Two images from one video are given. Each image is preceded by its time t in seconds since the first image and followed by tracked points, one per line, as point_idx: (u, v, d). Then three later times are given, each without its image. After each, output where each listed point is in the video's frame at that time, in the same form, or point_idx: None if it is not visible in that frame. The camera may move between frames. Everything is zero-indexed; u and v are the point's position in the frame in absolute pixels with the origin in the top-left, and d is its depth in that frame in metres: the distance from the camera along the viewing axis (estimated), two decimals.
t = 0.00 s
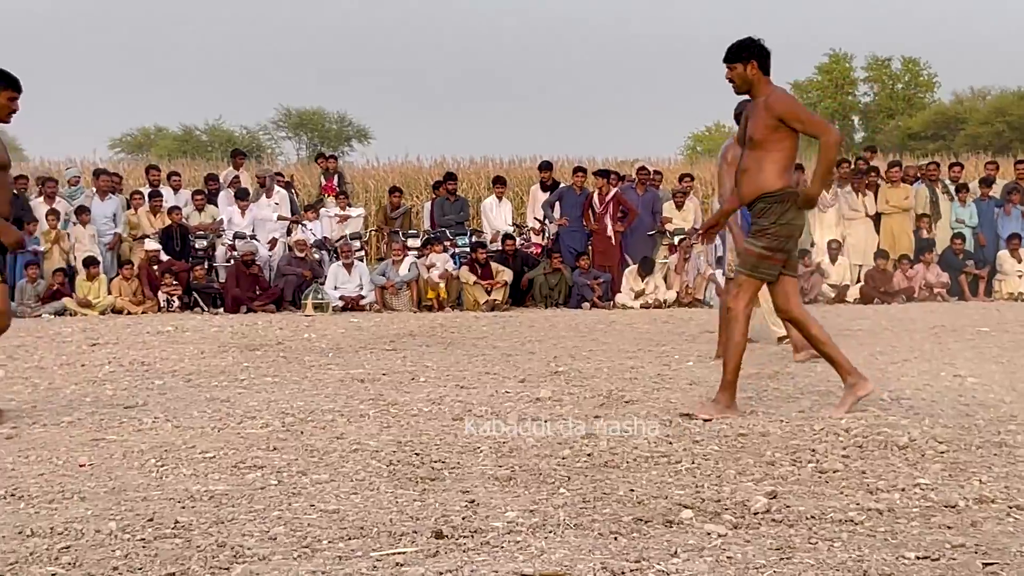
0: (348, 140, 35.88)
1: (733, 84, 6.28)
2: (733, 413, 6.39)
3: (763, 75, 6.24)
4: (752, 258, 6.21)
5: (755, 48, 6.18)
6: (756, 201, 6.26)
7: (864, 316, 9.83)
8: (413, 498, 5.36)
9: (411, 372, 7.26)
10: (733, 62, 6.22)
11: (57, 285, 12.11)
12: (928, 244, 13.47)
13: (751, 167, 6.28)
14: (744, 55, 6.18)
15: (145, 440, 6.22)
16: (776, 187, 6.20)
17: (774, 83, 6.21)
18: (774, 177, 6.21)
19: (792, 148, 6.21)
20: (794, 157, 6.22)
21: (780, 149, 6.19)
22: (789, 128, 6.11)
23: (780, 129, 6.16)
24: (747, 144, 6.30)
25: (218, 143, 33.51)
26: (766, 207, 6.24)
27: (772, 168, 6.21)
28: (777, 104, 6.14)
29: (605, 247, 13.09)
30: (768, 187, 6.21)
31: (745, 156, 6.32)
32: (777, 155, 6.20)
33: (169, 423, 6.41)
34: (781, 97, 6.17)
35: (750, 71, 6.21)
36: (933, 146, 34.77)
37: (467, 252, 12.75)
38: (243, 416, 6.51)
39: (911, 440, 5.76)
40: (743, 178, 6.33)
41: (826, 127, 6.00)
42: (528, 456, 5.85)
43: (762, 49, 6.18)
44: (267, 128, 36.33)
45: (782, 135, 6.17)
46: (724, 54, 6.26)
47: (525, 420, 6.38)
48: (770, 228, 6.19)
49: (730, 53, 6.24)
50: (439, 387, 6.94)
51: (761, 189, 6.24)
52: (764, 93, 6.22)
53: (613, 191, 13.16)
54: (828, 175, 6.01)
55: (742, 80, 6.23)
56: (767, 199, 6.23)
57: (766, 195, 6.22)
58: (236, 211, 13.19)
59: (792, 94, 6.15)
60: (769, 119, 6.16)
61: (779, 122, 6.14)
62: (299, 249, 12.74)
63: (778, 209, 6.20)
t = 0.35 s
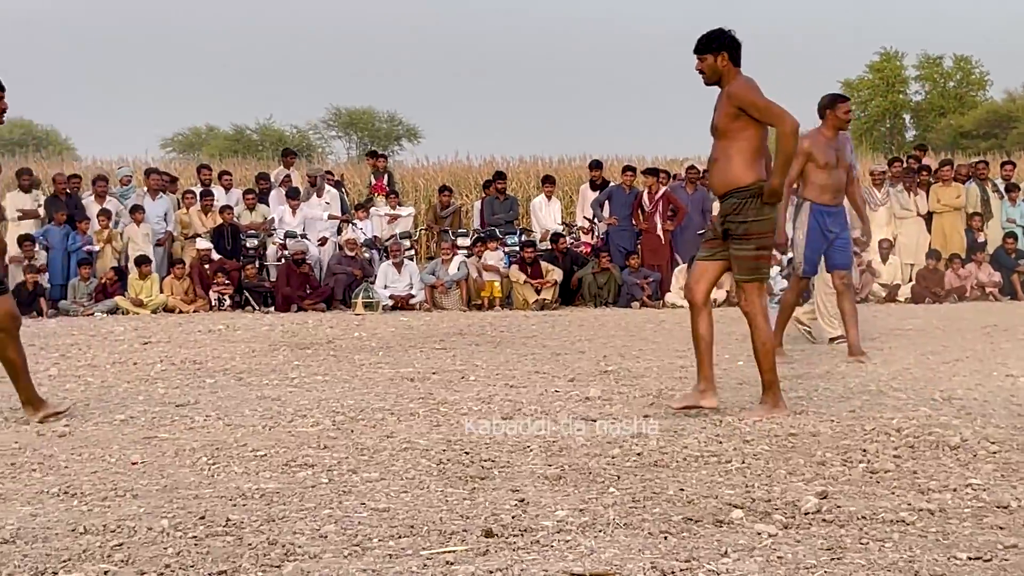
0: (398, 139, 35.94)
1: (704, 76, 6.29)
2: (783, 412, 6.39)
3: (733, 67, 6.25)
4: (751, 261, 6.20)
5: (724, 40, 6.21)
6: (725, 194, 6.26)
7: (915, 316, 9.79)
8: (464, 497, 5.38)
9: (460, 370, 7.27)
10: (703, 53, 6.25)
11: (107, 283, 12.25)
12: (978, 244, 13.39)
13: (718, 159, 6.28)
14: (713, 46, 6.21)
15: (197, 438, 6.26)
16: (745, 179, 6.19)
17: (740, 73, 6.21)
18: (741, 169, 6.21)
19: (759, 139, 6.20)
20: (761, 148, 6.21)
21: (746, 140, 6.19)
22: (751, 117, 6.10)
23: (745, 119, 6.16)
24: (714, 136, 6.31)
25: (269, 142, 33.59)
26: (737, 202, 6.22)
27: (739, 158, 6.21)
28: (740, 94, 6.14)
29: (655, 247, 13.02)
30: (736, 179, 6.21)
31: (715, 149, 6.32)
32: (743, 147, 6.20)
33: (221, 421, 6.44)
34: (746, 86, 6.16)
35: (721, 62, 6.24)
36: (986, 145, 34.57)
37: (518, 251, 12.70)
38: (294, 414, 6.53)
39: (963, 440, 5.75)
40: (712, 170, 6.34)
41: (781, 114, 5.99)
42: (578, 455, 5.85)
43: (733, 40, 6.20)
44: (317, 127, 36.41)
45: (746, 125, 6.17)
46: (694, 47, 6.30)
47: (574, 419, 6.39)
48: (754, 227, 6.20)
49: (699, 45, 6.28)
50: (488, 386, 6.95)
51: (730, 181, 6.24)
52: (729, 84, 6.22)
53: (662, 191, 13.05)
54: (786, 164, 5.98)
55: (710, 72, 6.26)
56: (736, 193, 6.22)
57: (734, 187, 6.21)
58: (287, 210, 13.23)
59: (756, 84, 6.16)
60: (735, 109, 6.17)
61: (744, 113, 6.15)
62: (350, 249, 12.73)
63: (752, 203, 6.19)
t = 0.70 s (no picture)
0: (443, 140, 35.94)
1: (660, 84, 6.24)
2: (827, 412, 6.38)
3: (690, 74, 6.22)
4: (706, 266, 6.15)
5: (681, 46, 6.17)
6: (688, 202, 6.19)
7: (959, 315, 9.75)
8: (507, 496, 5.38)
9: (503, 369, 7.27)
10: (660, 61, 6.21)
11: (152, 281, 12.35)
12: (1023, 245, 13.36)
13: (681, 168, 6.22)
14: (671, 53, 6.18)
15: (241, 436, 6.28)
16: (710, 186, 6.13)
17: (699, 80, 6.18)
18: (706, 176, 6.14)
19: (722, 145, 6.14)
20: (725, 154, 6.15)
21: (710, 145, 6.12)
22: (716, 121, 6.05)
23: (709, 124, 6.11)
24: (675, 145, 6.26)
25: (317, 143, 33.63)
26: (702, 210, 6.15)
27: (703, 165, 6.14)
28: (703, 99, 6.09)
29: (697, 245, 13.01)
30: (700, 186, 6.14)
31: (676, 158, 6.26)
32: (708, 154, 6.14)
33: (264, 420, 6.46)
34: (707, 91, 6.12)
35: (677, 70, 6.20)
36: None
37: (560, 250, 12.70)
38: (338, 413, 6.54)
39: (1010, 440, 5.72)
40: (675, 179, 6.27)
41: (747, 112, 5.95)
42: (620, 455, 5.85)
43: (690, 47, 6.17)
44: (359, 126, 36.43)
45: (711, 131, 6.12)
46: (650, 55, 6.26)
47: (616, 419, 6.39)
48: (717, 234, 6.15)
49: (655, 53, 6.24)
50: (531, 385, 6.96)
51: (694, 189, 6.16)
52: (688, 90, 6.19)
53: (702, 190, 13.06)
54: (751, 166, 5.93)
55: (666, 79, 6.21)
56: (702, 201, 6.15)
57: (699, 195, 6.14)
58: (330, 209, 13.30)
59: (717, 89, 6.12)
60: (697, 115, 6.12)
61: (708, 117, 6.10)
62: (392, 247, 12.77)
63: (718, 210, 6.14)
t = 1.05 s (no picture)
0: (479, 147, 36.45)
1: (618, 94, 6.57)
2: (845, 404, 6.79)
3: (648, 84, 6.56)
4: (658, 259, 6.47)
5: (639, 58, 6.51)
6: (650, 205, 6.53)
7: (968, 313, 10.15)
8: (542, 482, 5.79)
9: (538, 363, 7.69)
10: (618, 73, 6.53)
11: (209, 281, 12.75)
12: None
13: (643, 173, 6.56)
14: (628, 66, 6.50)
15: (294, 425, 6.70)
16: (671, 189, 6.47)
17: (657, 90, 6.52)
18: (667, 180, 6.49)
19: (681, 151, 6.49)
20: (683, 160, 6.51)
21: (670, 151, 6.47)
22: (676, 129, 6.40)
23: (669, 132, 6.45)
24: (637, 151, 6.59)
25: (359, 150, 34.18)
26: (662, 210, 6.49)
27: (665, 169, 6.49)
28: (664, 107, 6.44)
29: (725, 247, 13.43)
30: (661, 189, 6.48)
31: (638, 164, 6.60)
32: (669, 159, 6.48)
33: (315, 410, 6.88)
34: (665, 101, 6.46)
35: (635, 81, 6.54)
36: None
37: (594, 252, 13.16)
38: (383, 404, 6.96)
39: (1015, 431, 6.12)
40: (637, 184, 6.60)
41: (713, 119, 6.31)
42: (649, 444, 6.26)
43: (645, 59, 6.50)
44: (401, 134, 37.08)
45: (670, 137, 6.47)
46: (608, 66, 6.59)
47: (643, 410, 6.79)
48: (669, 229, 6.46)
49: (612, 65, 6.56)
50: (565, 378, 7.38)
51: (656, 192, 6.50)
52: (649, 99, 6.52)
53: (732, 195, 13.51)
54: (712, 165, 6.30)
55: (625, 90, 6.54)
56: (660, 202, 6.49)
57: (661, 197, 6.48)
58: (376, 213, 13.75)
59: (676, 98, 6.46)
60: (658, 123, 6.46)
61: (668, 125, 6.44)
62: (433, 249, 13.14)
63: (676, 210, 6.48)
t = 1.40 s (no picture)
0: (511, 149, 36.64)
1: (589, 91, 6.62)
2: (874, 401, 6.91)
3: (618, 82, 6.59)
4: (631, 263, 6.56)
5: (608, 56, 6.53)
6: (617, 204, 6.58)
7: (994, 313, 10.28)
8: (577, 478, 5.91)
9: (572, 361, 7.82)
10: (587, 69, 6.57)
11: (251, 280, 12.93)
12: None
13: (610, 171, 6.61)
14: (597, 63, 6.54)
15: (333, 422, 6.83)
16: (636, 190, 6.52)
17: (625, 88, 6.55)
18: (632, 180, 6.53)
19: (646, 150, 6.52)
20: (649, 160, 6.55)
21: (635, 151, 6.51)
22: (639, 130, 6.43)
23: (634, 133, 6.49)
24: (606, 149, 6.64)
25: (393, 151, 34.42)
26: (629, 210, 6.54)
27: (631, 169, 6.54)
28: (628, 108, 6.46)
29: (757, 246, 13.62)
30: (627, 189, 6.53)
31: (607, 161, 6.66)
32: (635, 159, 6.53)
33: (354, 407, 7.01)
34: (630, 101, 6.49)
35: (604, 77, 6.57)
36: None
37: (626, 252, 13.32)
38: (419, 400, 7.09)
39: None
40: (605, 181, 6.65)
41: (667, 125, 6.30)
42: (680, 439, 6.38)
43: (615, 56, 6.53)
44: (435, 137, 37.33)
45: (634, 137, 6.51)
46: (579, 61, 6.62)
47: (673, 406, 6.92)
48: (640, 233, 6.54)
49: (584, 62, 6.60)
50: (597, 375, 7.51)
51: (621, 192, 6.56)
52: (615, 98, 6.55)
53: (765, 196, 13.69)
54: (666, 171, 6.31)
55: (594, 86, 6.58)
56: (627, 201, 6.54)
57: (626, 197, 6.53)
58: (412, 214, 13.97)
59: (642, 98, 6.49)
60: (625, 123, 6.49)
61: (633, 126, 6.47)
62: (468, 248, 13.38)
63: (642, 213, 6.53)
